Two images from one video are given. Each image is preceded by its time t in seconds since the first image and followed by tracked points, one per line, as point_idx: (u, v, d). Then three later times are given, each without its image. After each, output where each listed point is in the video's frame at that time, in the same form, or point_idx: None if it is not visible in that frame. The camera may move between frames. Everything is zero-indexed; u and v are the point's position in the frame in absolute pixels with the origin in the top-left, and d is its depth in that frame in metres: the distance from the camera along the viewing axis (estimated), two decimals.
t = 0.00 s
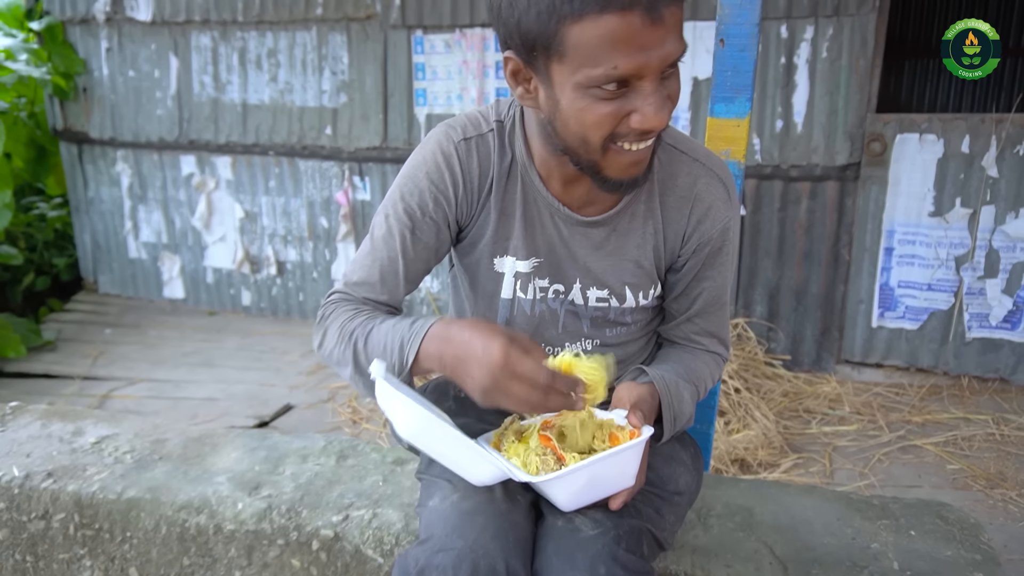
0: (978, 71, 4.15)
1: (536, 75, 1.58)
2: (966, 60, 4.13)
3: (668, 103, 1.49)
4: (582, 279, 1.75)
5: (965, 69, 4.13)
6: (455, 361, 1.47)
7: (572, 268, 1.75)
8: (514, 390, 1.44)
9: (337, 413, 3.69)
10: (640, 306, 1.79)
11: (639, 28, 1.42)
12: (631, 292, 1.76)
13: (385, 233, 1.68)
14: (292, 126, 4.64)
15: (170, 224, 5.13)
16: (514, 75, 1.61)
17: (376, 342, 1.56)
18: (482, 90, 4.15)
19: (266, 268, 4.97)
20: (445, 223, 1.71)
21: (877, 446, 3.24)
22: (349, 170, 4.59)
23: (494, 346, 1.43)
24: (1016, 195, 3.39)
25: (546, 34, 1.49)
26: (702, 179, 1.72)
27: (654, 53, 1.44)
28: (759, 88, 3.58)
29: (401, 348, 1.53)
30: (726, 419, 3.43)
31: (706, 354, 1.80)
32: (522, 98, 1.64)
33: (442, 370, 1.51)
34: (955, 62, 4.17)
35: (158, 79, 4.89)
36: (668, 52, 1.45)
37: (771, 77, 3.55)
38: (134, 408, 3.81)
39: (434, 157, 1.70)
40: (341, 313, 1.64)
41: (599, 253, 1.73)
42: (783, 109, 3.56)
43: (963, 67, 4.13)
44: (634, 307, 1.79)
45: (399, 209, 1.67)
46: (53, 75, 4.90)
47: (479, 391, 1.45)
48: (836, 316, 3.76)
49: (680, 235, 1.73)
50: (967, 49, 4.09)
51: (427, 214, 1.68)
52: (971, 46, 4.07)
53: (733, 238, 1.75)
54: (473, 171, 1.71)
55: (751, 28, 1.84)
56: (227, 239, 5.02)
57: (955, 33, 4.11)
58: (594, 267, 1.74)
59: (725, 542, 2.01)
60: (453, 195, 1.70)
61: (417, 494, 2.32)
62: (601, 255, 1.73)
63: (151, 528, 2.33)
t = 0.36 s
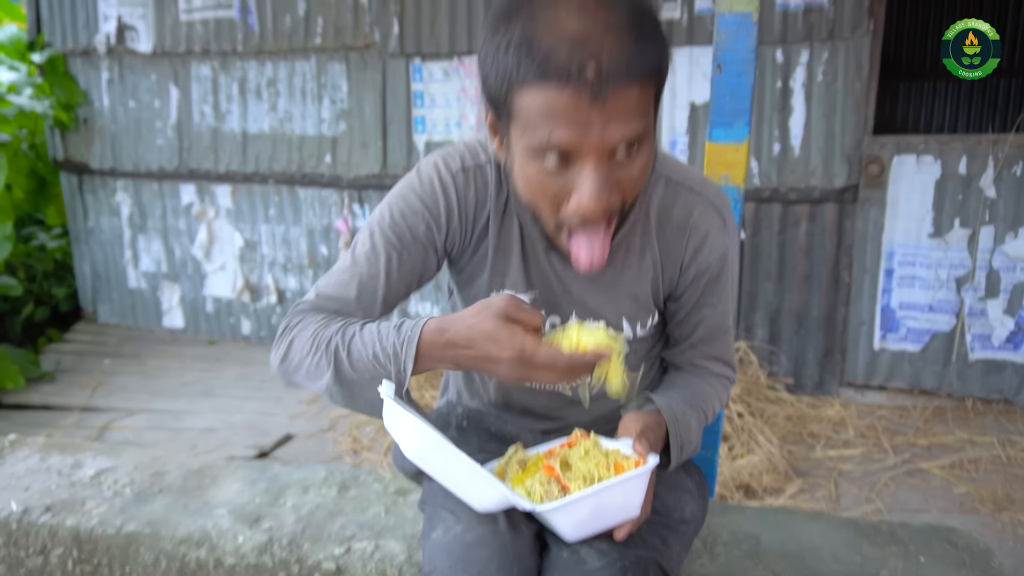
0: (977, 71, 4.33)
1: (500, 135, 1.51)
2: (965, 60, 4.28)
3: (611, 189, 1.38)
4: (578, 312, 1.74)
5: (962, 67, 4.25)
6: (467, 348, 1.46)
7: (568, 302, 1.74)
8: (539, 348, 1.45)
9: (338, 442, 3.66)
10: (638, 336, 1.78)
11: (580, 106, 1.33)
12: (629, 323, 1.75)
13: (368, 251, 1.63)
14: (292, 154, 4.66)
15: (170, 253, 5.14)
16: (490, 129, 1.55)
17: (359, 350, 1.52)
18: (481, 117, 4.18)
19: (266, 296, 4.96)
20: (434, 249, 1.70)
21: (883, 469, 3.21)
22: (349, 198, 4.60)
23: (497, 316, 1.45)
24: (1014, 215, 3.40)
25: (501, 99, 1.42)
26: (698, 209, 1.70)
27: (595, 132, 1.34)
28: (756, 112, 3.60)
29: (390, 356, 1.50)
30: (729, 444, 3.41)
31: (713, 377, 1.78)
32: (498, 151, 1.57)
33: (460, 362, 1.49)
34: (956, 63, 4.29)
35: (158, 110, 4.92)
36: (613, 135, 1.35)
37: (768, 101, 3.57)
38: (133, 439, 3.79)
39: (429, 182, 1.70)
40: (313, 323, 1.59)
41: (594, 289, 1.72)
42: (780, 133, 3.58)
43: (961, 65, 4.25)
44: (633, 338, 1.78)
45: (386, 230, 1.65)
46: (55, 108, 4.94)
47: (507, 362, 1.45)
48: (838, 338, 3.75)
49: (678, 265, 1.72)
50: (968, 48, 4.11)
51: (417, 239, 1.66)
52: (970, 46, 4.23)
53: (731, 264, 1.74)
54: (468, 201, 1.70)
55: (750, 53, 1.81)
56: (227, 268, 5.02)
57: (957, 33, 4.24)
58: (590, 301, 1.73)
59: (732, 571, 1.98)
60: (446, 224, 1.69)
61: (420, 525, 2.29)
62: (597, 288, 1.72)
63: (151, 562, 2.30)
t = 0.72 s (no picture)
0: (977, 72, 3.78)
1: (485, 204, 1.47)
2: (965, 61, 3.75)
3: (593, 279, 1.36)
4: (576, 357, 1.74)
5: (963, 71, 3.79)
6: (475, 351, 1.44)
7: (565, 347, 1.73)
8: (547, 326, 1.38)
9: (336, 477, 3.63)
10: (638, 376, 1.78)
11: (564, 205, 1.28)
12: (629, 365, 1.75)
13: (360, 302, 1.63)
14: (291, 189, 4.69)
15: (169, 287, 5.14)
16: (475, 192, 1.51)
17: (355, 385, 1.52)
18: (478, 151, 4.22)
19: (264, 330, 4.96)
20: (428, 297, 1.69)
21: (885, 500, 3.19)
22: (347, 232, 4.62)
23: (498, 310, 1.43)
24: (1009, 244, 3.42)
25: (484, 179, 1.38)
26: (694, 252, 1.69)
27: (579, 229, 1.30)
28: (750, 145, 3.64)
29: (388, 387, 1.50)
30: (730, 476, 3.39)
31: (718, 408, 1.79)
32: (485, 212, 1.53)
33: (472, 367, 1.47)
34: (954, 63, 3.78)
35: (158, 145, 4.97)
36: (597, 231, 1.31)
37: (762, 133, 3.62)
38: (130, 476, 3.76)
39: (422, 232, 1.69)
40: (306, 371, 1.59)
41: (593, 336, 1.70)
42: (774, 164, 3.62)
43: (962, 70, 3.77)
44: (632, 377, 1.78)
45: (378, 281, 1.64)
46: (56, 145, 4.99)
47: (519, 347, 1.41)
48: (836, 368, 3.75)
49: (677, 307, 1.72)
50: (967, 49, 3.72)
51: (411, 289, 1.65)
52: (972, 46, 3.69)
53: (731, 304, 1.73)
54: (462, 251, 1.69)
55: (741, 88, 1.83)
56: (225, 301, 5.02)
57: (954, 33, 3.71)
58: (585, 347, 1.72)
59: None
60: (440, 273, 1.68)
61: (419, 561, 2.27)
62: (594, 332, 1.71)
63: None
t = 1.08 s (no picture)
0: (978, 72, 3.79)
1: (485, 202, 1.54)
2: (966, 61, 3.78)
3: (587, 264, 1.40)
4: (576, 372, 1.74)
5: (964, 69, 3.83)
6: (461, 402, 1.42)
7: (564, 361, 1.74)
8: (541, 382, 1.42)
9: (340, 501, 3.62)
10: (638, 393, 1.78)
11: (551, 189, 1.35)
12: (628, 381, 1.75)
13: (362, 324, 1.63)
14: (296, 213, 4.73)
15: (174, 311, 5.16)
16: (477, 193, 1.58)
17: (350, 418, 1.49)
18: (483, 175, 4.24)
19: (269, 353, 4.96)
20: (429, 317, 1.71)
21: (891, 524, 3.17)
22: (352, 255, 4.65)
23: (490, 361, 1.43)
24: (1012, 265, 3.41)
25: (480, 174, 1.45)
26: (690, 262, 1.71)
27: (568, 214, 1.36)
28: (751, 168, 3.67)
29: (381, 426, 1.47)
30: (735, 499, 3.34)
31: (719, 426, 1.79)
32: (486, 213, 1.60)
33: (455, 421, 1.45)
34: (954, 63, 3.79)
35: (164, 171, 5.02)
36: (586, 215, 1.36)
37: (763, 156, 3.65)
38: (133, 500, 3.75)
39: (420, 253, 1.72)
40: (306, 396, 1.56)
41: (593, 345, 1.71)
42: (776, 187, 3.64)
43: (963, 68, 3.82)
44: (632, 394, 1.78)
45: (380, 302, 1.65)
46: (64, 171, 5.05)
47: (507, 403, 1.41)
48: (841, 390, 3.74)
49: (675, 318, 1.73)
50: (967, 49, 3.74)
51: (411, 309, 1.67)
52: (971, 45, 3.70)
53: (728, 315, 1.74)
54: (461, 270, 1.73)
55: (739, 114, 1.85)
56: (230, 325, 5.04)
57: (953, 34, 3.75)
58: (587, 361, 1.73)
59: None
60: (440, 292, 1.71)
61: None
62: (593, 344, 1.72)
63: None
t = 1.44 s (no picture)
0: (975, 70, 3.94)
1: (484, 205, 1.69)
2: (966, 61, 4.11)
3: (576, 241, 1.52)
4: (575, 402, 1.74)
5: (965, 69, 4.09)
6: (447, 339, 1.48)
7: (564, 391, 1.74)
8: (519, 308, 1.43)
9: (343, 536, 3.58)
10: (637, 425, 1.77)
11: (542, 159, 1.52)
12: (627, 412, 1.74)
13: (360, 332, 1.70)
14: (305, 247, 4.77)
15: (183, 344, 5.18)
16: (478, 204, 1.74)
17: (338, 387, 1.57)
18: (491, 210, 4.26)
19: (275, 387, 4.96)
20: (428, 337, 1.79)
21: (904, 565, 3.10)
22: (360, 289, 4.67)
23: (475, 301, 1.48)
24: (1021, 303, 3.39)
25: (479, 165, 1.62)
26: (689, 293, 1.72)
27: (556, 186, 1.52)
28: (758, 204, 3.69)
29: (366, 385, 1.54)
30: (743, 538, 3.30)
31: (720, 462, 1.77)
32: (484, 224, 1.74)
33: (448, 360, 1.49)
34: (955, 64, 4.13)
35: (177, 205, 5.09)
36: (573, 187, 1.52)
37: (769, 193, 3.66)
38: (136, 532, 3.73)
39: (425, 271, 1.81)
40: (293, 385, 1.65)
41: (590, 374, 1.72)
42: (782, 223, 3.65)
43: (963, 67, 4.10)
44: (631, 427, 1.77)
45: (380, 312, 1.73)
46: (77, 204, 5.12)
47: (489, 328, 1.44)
48: (850, 428, 3.70)
49: (674, 351, 1.73)
50: (967, 49, 4.07)
51: (410, 323, 1.75)
52: (971, 45, 4.07)
53: (727, 348, 1.74)
54: (462, 293, 1.81)
55: (742, 148, 1.86)
56: (238, 358, 5.05)
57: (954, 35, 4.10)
58: (586, 390, 1.73)
59: None
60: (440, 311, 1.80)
61: None
62: (592, 377, 1.72)
63: None
